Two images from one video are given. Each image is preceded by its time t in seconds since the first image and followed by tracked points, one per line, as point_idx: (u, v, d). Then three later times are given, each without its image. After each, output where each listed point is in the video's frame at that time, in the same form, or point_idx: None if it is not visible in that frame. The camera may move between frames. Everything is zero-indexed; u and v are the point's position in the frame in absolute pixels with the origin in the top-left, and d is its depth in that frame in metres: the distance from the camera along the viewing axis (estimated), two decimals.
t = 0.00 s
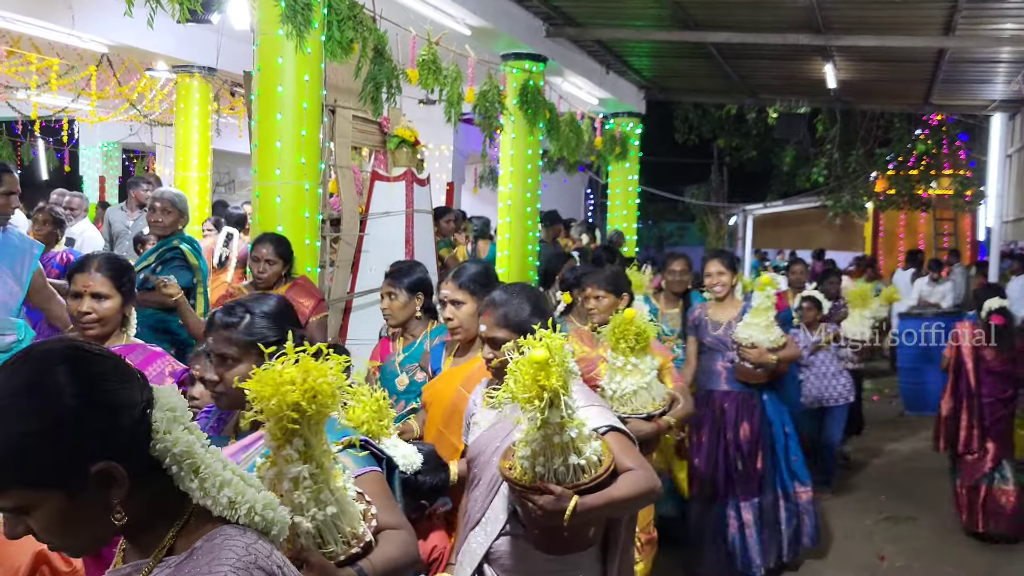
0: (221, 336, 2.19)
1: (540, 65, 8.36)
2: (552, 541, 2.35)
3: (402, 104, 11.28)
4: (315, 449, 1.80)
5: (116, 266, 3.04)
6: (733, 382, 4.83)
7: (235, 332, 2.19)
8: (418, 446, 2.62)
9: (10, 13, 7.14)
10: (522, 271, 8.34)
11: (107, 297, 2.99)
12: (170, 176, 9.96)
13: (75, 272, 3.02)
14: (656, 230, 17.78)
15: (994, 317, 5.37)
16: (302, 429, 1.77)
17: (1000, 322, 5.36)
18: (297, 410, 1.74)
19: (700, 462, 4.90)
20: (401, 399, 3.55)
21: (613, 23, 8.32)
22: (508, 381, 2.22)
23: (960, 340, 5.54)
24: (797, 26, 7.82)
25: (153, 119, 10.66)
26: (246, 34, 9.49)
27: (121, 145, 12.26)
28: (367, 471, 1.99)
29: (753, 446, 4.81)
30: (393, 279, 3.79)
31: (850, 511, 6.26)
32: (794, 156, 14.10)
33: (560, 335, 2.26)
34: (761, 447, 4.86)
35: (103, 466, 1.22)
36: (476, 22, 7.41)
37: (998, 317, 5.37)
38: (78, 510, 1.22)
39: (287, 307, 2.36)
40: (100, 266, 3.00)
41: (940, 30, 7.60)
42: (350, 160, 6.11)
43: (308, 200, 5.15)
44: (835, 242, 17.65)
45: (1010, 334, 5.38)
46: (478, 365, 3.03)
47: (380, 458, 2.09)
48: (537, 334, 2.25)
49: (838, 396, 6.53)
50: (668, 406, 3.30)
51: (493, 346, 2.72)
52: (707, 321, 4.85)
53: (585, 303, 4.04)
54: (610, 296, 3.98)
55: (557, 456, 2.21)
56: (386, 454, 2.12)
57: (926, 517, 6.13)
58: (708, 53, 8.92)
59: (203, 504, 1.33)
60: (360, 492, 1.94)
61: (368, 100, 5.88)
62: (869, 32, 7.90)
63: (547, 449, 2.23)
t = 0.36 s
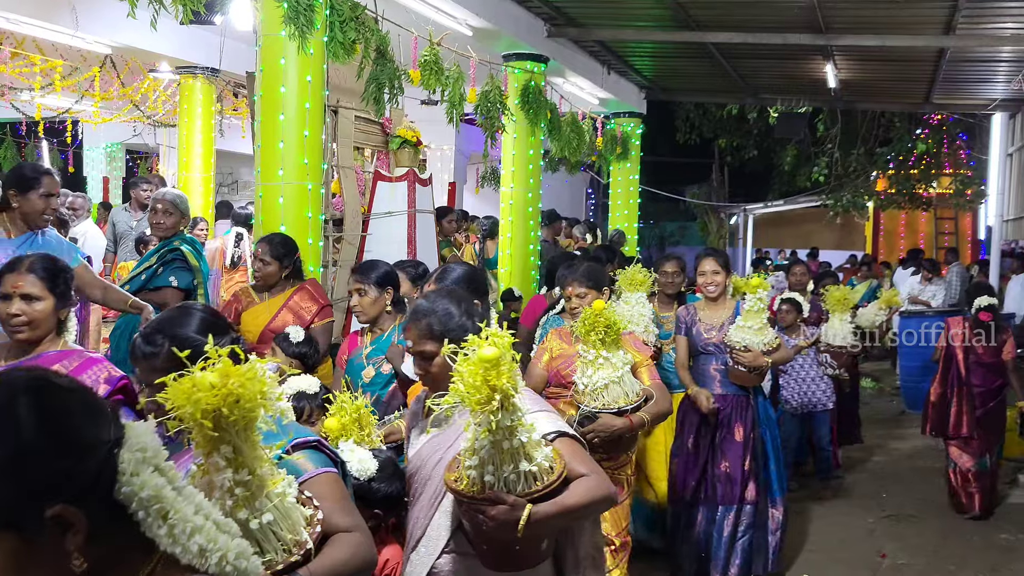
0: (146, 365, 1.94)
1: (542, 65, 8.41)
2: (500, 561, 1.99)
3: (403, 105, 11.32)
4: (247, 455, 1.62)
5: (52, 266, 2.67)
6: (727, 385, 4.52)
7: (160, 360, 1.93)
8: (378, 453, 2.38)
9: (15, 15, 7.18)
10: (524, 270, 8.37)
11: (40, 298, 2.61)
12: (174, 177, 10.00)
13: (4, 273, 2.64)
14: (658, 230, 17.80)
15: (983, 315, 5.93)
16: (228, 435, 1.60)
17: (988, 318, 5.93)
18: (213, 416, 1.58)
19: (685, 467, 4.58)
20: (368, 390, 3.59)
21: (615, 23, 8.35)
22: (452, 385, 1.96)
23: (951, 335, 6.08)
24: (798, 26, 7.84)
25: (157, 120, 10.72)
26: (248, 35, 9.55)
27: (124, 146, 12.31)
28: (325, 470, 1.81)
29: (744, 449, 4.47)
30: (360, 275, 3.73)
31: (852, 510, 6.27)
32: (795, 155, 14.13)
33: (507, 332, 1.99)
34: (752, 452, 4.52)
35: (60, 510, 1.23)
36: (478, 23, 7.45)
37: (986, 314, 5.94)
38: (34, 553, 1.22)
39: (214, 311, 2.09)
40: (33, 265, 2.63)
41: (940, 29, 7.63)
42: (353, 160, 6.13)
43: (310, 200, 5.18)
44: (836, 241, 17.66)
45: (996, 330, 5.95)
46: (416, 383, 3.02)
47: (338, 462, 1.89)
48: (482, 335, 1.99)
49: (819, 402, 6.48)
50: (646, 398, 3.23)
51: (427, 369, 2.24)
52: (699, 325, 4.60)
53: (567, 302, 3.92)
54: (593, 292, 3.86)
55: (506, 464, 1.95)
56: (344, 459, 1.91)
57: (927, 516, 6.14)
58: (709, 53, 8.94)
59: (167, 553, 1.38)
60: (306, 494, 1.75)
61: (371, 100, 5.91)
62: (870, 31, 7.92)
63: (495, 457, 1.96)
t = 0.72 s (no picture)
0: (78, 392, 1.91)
1: (543, 65, 8.41)
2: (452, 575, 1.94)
3: (405, 104, 11.35)
4: (174, 483, 1.53)
5: None
6: (728, 389, 4.51)
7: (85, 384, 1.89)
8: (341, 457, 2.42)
9: (17, 15, 7.22)
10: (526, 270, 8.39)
11: None
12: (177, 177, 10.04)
13: None
14: (659, 229, 17.85)
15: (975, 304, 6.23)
16: (152, 463, 1.50)
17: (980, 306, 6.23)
18: (132, 443, 1.48)
19: (679, 466, 4.55)
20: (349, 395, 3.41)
21: (616, 23, 8.36)
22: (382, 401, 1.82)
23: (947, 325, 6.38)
24: (798, 25, 7.85)
25: (159, 120, 10.76)
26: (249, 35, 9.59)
27: (127, 146, 12.34)
28: (277, 496, 1.77)
29: (741, 456, 4.46)
30: (339, 276, 3.75)
31: (854, 508, 6.28)
32: (796, 154, 14.15)
33: (446, 347, 1.82)
34: (749, 458, 4.50)
35: None
36: (479, 23, 7.46)
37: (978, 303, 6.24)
38: None
39: (155, 328, 1.95)
40: None
41: (941, 27, 7.63)
42: (354, 159, 6.15)
43: (312, 198, 5.19)
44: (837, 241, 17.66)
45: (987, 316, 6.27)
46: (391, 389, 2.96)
47: (288, 486, 1.85)
48: (416, 346, 1.83)
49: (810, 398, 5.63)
50: (630, 401, 3.29)
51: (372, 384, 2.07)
52: (703, 323, 4.56)
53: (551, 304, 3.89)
54: (578, 293, 3.84)
55: (449, 483, 1.84)
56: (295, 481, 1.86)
57: (928, 514, 6.14)
58: (710, 52, 8.95)
59: None
60: (246, 523, 1.71)
61: (372, 99, 5.91)
62: (871, 30, 7.93)
63: (438, 475, 1.84)
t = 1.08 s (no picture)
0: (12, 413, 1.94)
1: (544, 64, 8.39)
2: None
3: (407, 103, 11.36)
4: (85, 511, 1.37)
5: None
6: (729, 395, 4.44)
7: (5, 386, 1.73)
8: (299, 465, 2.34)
9: (18, 14, 7.22)
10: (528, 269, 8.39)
11: None
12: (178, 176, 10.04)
13: None
14: (661, 228, 17.86)
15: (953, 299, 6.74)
16: (56, 490, 1.34)
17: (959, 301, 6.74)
18: (30, 470, 1.31)
19: (679, 474, 4.45)
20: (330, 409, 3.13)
21: (618, 21, 8.35)
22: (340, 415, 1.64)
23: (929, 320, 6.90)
24: (800, 23, 7.84)
25: (161, 119, 10.75)
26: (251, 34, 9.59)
27: (129, 145, 12.34)
28: (218, 514, 1.63)
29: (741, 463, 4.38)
30: (329, 272, 3.73)
31: (856, 507, 6.27)
32: (798, 153, 14.15)
33: (413, 357, 1.63)
34: (753, 464, 4.43)
35: None
36: (480, 21, 7.46)
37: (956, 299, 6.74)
38: None
39: (95, 330, 1.78)
40: None
41: (944, 25, 7.63)
42: (356, 158, 6.15)
43: (313, 197, 5.19)
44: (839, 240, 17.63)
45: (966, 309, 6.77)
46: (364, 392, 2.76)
47: (233, 501, 1.70)
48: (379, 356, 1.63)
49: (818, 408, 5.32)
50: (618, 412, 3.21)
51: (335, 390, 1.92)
52: (703, 325, 4.51)
53: (539, 296, 3.80)
54: (569, 289, 3.73)
55: (409, 505, 1.67)
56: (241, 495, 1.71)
57: (931, 513, 6.12)
58: (712, 50, 8.94)
59: None
60: (180, 547, 1.57)
61: (374, 98, 5.90)
62: (873, 28, 7.92)
63: (398, 496, 1.67)
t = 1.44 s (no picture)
0: None
1: (548, 64, 8.37)
2: None
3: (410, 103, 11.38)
4: None
5: None
6: (723, 400, 4.33)
7: None
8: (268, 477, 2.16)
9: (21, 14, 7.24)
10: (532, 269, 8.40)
11: None
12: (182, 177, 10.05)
13: None
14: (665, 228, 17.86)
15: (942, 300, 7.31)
16: None
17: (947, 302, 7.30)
18: None
19: (670, 483, 4.38)
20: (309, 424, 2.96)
21: (621, 21, 8.35)
22: (296, 421, 1.58)
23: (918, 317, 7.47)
24: (804, 24, 7.84)
25: (164, 120, 10.76)
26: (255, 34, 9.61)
27: (133, 146, 12.35)
28: (137, 521, 1.65)
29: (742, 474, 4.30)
30: (301, 276, 3.57)
31: (860, 507, 6.28)
32: (802, 153, 14.15)
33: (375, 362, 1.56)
34: (750, 473, 4.36)
35: None
36: (484, 22, 7.47)
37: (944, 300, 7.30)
38: None
39: (12, 336, 1.83)
40: None
41: (948, 25, 7.63)
42: (359, 159, 6.16)
43: (318, 198, 5.20)
44: (843, 239, 17.61)
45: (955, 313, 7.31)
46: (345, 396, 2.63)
47: (154, 506, 1.73)
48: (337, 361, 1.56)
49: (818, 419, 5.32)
50: (603, 419, 3.09)
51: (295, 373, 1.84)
52: (692, 328, 4.38)
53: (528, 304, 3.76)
54: (560, 291, 3.69)
55: (370, 523, 1.60)
56: (164, 499, 1.74)
57: (935, 513, 6.13)
58: (716, 51, 8.95)
59: None
60: (94, 554, 1.59)
61: (378, 99, 5.91)
62: (876, 28, 7.92)
63: (358, 513, 1.60)
